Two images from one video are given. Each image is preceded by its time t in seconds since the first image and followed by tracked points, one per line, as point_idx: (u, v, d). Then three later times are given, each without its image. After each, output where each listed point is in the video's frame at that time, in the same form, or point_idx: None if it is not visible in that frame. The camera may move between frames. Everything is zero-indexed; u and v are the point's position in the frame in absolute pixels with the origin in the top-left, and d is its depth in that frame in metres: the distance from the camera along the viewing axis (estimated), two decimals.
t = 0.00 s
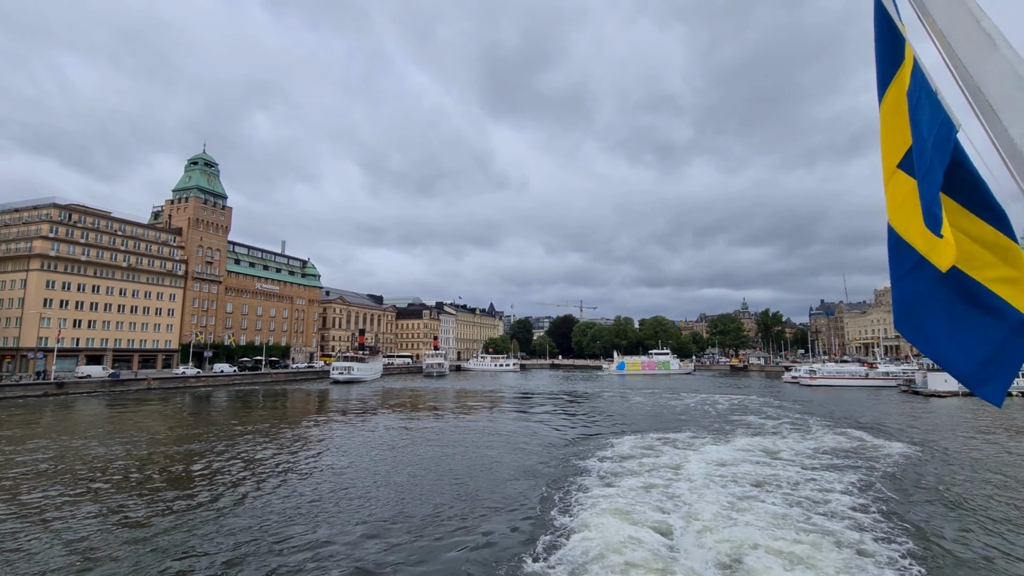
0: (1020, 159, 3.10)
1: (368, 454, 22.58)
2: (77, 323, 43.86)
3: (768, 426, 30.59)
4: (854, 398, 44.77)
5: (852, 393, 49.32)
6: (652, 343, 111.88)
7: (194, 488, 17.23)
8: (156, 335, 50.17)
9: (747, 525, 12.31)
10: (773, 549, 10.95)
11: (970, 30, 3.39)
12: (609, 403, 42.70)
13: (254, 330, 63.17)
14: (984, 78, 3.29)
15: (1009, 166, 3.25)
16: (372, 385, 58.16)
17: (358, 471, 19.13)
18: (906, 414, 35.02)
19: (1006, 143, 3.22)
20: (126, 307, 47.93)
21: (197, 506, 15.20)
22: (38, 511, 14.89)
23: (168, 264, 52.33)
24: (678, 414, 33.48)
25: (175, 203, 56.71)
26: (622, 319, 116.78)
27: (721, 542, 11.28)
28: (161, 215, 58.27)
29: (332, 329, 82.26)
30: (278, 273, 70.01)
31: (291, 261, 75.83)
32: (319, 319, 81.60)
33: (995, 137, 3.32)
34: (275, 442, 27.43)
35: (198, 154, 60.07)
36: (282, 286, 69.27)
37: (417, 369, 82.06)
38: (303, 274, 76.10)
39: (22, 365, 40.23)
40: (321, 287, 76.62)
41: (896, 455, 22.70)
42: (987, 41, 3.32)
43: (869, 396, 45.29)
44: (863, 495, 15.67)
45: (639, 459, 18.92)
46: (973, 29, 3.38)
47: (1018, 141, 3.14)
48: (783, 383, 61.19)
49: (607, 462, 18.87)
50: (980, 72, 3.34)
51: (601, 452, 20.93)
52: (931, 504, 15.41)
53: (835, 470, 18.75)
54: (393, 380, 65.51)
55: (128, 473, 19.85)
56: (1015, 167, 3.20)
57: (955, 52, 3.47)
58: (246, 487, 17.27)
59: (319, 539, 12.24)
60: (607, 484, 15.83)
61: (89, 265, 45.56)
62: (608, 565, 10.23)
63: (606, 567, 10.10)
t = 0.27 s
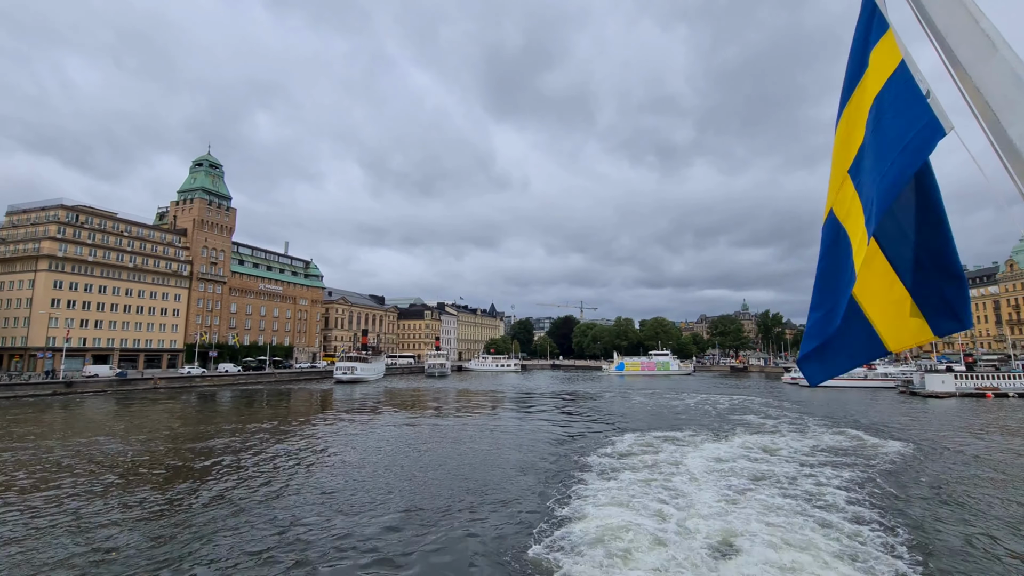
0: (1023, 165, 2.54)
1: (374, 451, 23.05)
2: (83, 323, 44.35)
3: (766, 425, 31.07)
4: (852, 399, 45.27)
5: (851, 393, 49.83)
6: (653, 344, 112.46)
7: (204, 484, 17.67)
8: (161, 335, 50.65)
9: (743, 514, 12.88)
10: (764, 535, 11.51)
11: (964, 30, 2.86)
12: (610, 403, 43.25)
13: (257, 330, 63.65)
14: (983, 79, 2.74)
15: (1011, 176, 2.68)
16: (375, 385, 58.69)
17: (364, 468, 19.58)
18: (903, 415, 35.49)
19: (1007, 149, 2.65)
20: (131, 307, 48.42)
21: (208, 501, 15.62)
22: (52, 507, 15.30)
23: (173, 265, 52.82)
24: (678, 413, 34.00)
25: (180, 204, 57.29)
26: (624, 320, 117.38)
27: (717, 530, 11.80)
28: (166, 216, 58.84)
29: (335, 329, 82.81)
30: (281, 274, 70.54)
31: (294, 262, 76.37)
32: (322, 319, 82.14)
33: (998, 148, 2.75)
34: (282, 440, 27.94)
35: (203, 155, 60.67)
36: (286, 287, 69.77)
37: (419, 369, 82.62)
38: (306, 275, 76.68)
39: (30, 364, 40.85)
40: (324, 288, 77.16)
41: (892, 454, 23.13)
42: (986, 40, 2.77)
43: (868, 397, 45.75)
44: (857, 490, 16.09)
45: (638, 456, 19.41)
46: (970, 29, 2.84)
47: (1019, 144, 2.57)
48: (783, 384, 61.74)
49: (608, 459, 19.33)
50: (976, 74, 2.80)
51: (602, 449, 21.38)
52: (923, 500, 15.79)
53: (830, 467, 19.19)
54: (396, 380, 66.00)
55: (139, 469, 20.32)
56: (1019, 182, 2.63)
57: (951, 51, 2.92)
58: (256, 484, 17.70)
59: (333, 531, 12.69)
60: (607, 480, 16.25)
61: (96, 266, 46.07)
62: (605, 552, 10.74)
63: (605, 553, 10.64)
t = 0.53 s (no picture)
0: None
1: (380, 450, 23.54)
2: (90, 323, 44.80)
3: (764, 425, 31.56)
4: (851, 400, 45.77)
5: (849, 394, 50.33)
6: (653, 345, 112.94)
7: (217, 481, 18.14)
8: (167, 335, 51.14)
9: (739, 505, 13.48)
10: (756, 523, 12.13)
11: (960, 32, 2.58)
12: (611, 403, 43.77)
13: (261, 330, 64.20)
14: (982, 84, 2.46)
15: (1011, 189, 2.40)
16: (378, 385, 59.22)
17: (372, 465, 20.09)
18: (900, 415, 35.96)
19: (1006, 157, 2.37)
20: (137, 307, 48.90)
21: (222, 497, 16.06)
22: (67, 502, 15.67)
23: (179, 266, 53.32)
24: (677, 413, 34.48)
25: (185, 205, 57.77)
26: (624, 321, 117.85)
27: (710, 518, 12.47)
28: (171, 217, 59.38)
29: (337, 329, 83.34)
30: (285, 274, 71.08)
31: (297, 262, 76.93)
32: (324, 320, 82.67)
33: (998, 153, 2.48)
34: (288, 438, 28.42)
35: (207, 156, 61.17)
36: (289, 287, 70.32)
37: (421, 369, 83.15)
38: (309, 275, 77.23)
39: (38, 364, 41.28)
40: (326, 288, 77.75)
41: (888, 452, 23.58)
42: (982, 41, 2.50)
43: (866, 398, 46.27)
44: (852, 486, 16.57)
45: (637, 452, 19.96)
46: (968, 31, 2.56)
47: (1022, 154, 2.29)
48: (782, 385, 62.20)
49: (609, 455, 19.86)
50: (973, 78, 2.52)
51: (603, 446, 21.88)
52: (917, 496, 16.23)
53: (826, 464, 19.66)
54: (398, 380, 66.56)
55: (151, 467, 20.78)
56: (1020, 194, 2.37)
57: (948, 55, 2.65)
58: (267, 480, 18.14)
59: (346, 524, 13.16)
60: (609, 474, 16.79)
61: (103, 266, 46.58)
62: (605, 540, 11.35)
63: (603, 539, 11.29)
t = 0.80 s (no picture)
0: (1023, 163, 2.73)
1: (387, 447, 24.05)
2: (98, 322, 45.40)
3: (764, 424, 31.99)
4: (850, 400, 46.10)
5: (849, 395, 50.64)
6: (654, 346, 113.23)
7: (231, 476, 18.67)
8: (174, 334, 51.75)
9: (734, 496, 14.05)
10: (752, 513, 12.67)
11: (964, 34, 3.08)
12: (612, 402, 44.16)
13: (265, 330, 64.73)
14: (983, 83, 2.95)
15: (1007, 172, 2.90)
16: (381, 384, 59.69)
17: (380, 461, 20.62)
18: (899, 416, 36.34)
19: (1004, 148, 2.86)
20: (145, 307, 49.49)
21: (238, 491, 16.59)
22: (87, 497, 16.10)
23: (186, 266, 53.94)
24: (678, 413, 34.89)
25: (191, 206, 58.32)
26: (625, 321, 118.12)
27: (707, 508, 13.02)
28: (177, 218, 60.00)
29: (340, 329, 83.84)
30: (288, 275, 71.64)
31: (301, 263, 77.49)
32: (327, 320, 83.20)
33: (996, 144, 2.97)
34: (294, 436, 28.90)
35: (213, 158, 61.75)
36: (293, 288, 70.90)
37: (423, 369, 83.60)
38: (313, 275, 77.80)
39: (47, 363, 41.81)
40: (330, 288, 78.31)
41: (885, 451, 24.03)
42: (987, 43, 2.99)
43: (866, 399, 46.59)
44: (849, 482, 17.01)
45: (638, 449, 20.47)
46: (971, 33, 3.05)
47: (1019, 144, 2.77)
48: (782, 385, 62.50)
49: (611, 451, 20.39)
50: (976, 76, 3.01)
51: (605, 443, 22.38)
52: (912, 492, 16.71)
53: (823, 462, 20.15)
54: (401, 380, 67.00)
55: (165, 463, 21.30)
56: (1015, 177, 2.85)
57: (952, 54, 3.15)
58: (280, 475, 18.69)
59: (360, 516, 13.68)
60: (611, 469, 17.35)
61: (111, 267, 47.18)
62: (607, 528, 11.97)
63: (604, 527, 11.84)
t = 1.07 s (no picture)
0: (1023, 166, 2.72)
1: (392, 446, 24.53)
2: (105, 322, 45.92)
3: (763, 423, 32.47)
4: (849, 401, 46.56)
5: (848, 396, 51.12)
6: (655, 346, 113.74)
7: (243, 474, 19.15)
8: (179, 334, 52.27)
9: (731, 491, 14.55)
10: (748, 506, 13.23)
11: (964, 36, 3.02)
12: (613, 402, 44.70)
13: (269, 330, 65.32)
14: (983, 84, 2.91)
15: (1008, 175, 2.88)
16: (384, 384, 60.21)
17: (386, 459, 21.12)
18: (897, 416, 36.78)
19: (1005, 150, 2.84)
20: (151, 307, 49.99)
21: (250, 488, 17.05)
22: (103, 494, 16.56)
23: (191, 267, 54.46)
24: (678, 412, 35.39)
25: (196, 207, 58.86)
26: (626, 322, 118.65)
27: (706, 502, 13.55)
28: (183, 219, 60.56)
29: (343, 330, 84.42)
30: (292, 275, 72.21)
31: (305, 263, 78.06)
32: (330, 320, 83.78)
33: (997, 145, 2.93)
34: (301, 435, 29.44)
35: (218, 160, 62.35)
36: (297, 288, 71.46)
37: (425, 369, 84.14)
38: (316, 276, 78.37)
39: (54, 362, 42.36)
40: (333, 289, 78.88)
41: (881, 450, 24.48)
42: (986, 46, 2.94)
43: (865, 399, 47.07)
44: (844, 479, 17.49)
45: (638, 447, 20.94)
46: (972, 35, 3.00)
47: (1018, 146, 2.76)
48: (782, 386, 62.97)
49: (613, 448, 20.87)
50: (977, 79, 2.96)
51: (607, 441, 22.87)
52: (906, 489, 17.13)
53: (820, 459, 20.60)
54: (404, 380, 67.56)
55: (177, 461, 21.81)
56: (1015, 179, 2.83)
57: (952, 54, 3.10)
58: (290, 473, 19.17)
59: (369, 511, 14.13)
60: (612, 465, 17.81)
61: (118, 267, 47.72)
62: (608, 520, 12.45)
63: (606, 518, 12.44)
